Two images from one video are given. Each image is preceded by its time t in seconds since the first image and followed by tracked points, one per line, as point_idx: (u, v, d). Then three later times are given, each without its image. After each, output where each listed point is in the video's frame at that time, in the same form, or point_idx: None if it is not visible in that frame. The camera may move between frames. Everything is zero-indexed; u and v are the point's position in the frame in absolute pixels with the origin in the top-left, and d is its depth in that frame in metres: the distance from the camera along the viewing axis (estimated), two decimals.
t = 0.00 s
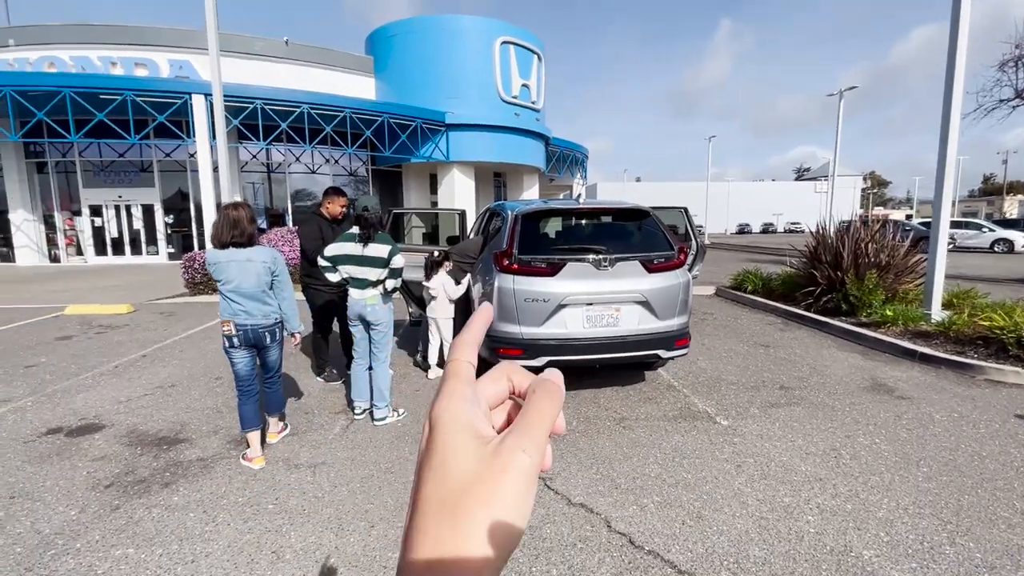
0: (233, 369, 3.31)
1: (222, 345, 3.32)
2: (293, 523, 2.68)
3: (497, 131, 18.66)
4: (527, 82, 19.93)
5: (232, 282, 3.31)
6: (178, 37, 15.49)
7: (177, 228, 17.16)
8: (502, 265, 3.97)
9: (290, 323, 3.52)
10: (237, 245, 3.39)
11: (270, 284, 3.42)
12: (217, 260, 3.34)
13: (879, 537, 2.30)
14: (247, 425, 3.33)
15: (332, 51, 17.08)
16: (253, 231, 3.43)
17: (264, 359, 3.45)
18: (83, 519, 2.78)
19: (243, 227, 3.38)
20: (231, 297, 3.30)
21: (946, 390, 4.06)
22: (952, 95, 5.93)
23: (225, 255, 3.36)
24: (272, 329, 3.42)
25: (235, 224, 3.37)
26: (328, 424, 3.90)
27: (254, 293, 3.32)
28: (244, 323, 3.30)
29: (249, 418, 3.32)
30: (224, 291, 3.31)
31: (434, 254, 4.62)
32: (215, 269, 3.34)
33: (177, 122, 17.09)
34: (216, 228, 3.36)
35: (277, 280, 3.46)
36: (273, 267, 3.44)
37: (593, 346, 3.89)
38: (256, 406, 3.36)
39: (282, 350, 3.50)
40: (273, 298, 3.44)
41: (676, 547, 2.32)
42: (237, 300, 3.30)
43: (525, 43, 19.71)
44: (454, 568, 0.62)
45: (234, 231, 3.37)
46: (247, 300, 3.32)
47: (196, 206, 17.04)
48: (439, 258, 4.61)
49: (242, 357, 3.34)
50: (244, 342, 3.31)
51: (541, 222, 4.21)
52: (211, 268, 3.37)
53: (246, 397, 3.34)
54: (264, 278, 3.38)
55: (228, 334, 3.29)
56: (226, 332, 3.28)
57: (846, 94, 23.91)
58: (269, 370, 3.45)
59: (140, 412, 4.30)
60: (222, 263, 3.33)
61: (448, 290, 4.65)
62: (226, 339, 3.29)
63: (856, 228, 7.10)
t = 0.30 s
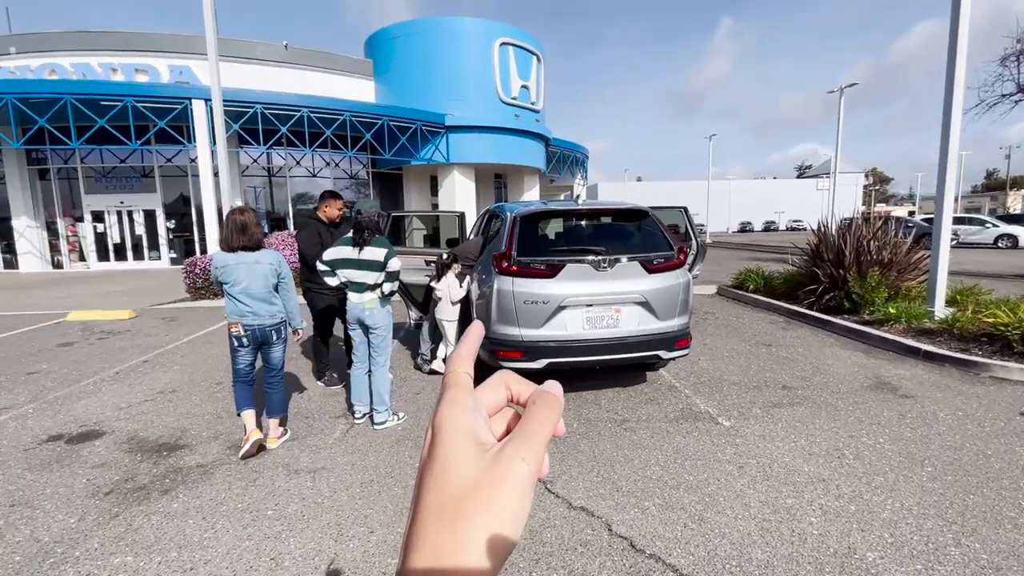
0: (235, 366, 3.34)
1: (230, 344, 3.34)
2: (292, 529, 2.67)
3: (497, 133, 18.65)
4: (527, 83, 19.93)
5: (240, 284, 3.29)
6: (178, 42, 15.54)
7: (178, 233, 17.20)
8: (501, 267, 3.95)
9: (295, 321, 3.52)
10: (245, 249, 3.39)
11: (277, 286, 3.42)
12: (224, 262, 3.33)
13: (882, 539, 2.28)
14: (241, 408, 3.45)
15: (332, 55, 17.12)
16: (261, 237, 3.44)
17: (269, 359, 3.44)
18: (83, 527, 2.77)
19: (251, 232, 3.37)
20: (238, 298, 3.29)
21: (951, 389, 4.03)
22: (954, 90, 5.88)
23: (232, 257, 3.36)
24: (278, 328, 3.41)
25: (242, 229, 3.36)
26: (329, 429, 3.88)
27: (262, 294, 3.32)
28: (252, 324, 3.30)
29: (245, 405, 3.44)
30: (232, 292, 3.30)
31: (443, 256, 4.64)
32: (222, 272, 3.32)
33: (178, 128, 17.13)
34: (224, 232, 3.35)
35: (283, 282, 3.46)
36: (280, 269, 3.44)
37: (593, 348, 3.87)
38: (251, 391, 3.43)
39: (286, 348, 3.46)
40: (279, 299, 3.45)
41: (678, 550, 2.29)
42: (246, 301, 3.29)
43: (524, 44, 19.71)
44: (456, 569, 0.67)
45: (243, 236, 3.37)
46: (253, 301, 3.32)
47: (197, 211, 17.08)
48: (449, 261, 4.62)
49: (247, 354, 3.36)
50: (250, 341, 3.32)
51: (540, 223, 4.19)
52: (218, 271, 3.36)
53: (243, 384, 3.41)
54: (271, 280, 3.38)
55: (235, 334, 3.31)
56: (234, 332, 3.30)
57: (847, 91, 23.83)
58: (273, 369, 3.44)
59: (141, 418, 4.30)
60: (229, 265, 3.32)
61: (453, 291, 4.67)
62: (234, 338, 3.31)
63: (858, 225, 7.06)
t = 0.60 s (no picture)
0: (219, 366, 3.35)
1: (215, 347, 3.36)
2: (282, 537, 2.64)
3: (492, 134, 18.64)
4: (522, 83, 19.92)
5: (222, 288, 3.28)
6: (171, 47, 15.50)
7: (174, 238, 17.15)
8: (493, 270, 3.93)
9: (280, 323, 3.49)
10: (228, 253, 3.37)
11: (260, 290, 3.39)
12: (207, 267, 3.32)
13: (875, 539, 2.26)
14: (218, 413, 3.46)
15: (326, 58, 17.09)
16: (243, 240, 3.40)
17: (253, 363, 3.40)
18: (70, 539, 2.74)
19: (233, 237, 3.35)
20: (221, 303, 3.28)
21: (946, 385, 4.02)
22: (946, 85, 5.87)
23: (215, 263, 3.35)
24: (260, 333, 3.37)
25: (224, 235, 3.34)
26: (321, 434, 3.85)
27: (243, 299, 3.29)
28: (234, 328, 3.28)
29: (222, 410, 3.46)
30: (215, 297, 3.29)
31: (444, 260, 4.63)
32: (206, 277, 3.32)
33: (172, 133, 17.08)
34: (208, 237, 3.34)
35: (267, 286, 3.42)
36: (263, 272, 3.40)
37: (586, 349, 3.85)
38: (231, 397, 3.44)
39: (271, 352, 3.41)
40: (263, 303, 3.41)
41: (670, 553, 2.27)
42: (228, 306, 3.28)
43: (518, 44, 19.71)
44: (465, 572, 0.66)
45: (225, 241, 3.35)
46: (235, 306, 3.30)
47: (193, 216, 17.03)
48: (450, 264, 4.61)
49: (231, 358, 3.36)
50: (232, 346, 3.31)
51: (532, 225, 4.17)
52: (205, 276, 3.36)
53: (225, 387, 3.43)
54: (254, 284, 3.34)
55: (218, 338, 3.31)
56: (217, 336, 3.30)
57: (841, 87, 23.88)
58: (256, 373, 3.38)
59: (132, 426, 4.26)
60: (212, 270, 3.31)
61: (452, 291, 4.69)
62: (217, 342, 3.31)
63: (853, 222, 7.06)
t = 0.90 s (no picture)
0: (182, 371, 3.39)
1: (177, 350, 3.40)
2: (260, 546, 2.61)
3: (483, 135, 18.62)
4: (512, 84, 19.92)
5: (180, 294, 3.28)
6: (159, 51, 15.40)
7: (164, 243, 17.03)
8: (476, 272, 3.90)
9: (239, 332, 3.44)
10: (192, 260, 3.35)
11: (220, 299, 3.36)
12: (170, 271, 3.34)
13: (855, 536, 2.25)
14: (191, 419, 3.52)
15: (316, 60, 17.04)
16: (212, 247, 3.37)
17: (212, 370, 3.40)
18: (45, 551, 2.70)
19: (196, 244, 3.31)
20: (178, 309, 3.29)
21: (930, 380, 4.03)
22: (929, 82, 5.90)
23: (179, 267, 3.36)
24: (216, 341, 3.34)
25: (189, 242, 3.32)
26: (305, 440, 3.82)
27: (198, 306, 3.27)
28: (188, 335, 3.28)
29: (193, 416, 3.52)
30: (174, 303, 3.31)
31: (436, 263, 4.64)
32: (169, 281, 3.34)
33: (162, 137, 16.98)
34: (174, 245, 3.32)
35: (225, 294, 3.38)
36: (222, 280, 3.36)
37: (572, 350, 3.84)
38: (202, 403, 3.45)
39: (230, 360, 3.40)
40: (223, 312, 3.39)
41: (649, 554, 2.26)
42: (183, 312, 3.27)
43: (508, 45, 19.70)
44: None
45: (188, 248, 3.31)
46: (192, 313, 3.29)
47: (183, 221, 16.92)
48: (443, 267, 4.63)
49: (192, 363, 3.38)
50: (188, 352, 3.31)
51: (517, 227, 4.15)
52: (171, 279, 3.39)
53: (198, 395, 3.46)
54: (210, 292, 3.31)
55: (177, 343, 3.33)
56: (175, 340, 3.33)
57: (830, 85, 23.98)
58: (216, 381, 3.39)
59: (114, 434, 4.21)
60: (173, 275, 3.31)
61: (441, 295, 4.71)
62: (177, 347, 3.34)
63: (840, 219, 7.08)
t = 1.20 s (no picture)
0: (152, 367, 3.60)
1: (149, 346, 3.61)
2: (233, 550, 2.59)
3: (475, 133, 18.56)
4: (504, 82, 19.87)
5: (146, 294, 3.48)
6: (147, 50, 15.28)
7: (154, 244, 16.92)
8: (457, 272, 3.88)
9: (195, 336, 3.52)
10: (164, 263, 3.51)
11: (179, 302, 3.47)
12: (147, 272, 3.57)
13: (827, 534, 2.25)
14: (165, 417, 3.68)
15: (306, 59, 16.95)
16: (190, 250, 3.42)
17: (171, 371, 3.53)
18: (15, 558, 2.66)
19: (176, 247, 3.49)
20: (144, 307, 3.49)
21: (912, 376, 4.03)
22: (914, 77, 5.90)
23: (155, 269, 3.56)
24: (170, 343, 3.45)
25: (165, 245, 3.52)
26: (285, 442, 3.79)
27: (153, 307, 3.42)
28: (146, 334, 3.45)
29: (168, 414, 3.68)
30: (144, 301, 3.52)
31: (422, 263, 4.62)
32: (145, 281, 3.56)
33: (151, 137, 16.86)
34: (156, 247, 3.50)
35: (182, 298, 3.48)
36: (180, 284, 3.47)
37: (554, 349, 3.82)
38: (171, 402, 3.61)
39: (182, 363, 3.49)
40: (182, 314, 3.49)
41: (622, 554, 2.25)
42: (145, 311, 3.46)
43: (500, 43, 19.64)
44: None
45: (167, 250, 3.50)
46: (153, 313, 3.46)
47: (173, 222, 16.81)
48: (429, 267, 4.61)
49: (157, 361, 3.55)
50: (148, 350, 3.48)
51: (498, 226, 4.12)
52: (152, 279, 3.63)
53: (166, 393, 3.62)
54: (166, 295, 3.43)
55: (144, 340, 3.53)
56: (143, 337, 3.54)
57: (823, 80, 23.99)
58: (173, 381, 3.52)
59: (94, 439, 4.17)
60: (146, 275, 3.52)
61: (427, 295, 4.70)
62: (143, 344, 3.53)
63: (828, 215, 7.09)
